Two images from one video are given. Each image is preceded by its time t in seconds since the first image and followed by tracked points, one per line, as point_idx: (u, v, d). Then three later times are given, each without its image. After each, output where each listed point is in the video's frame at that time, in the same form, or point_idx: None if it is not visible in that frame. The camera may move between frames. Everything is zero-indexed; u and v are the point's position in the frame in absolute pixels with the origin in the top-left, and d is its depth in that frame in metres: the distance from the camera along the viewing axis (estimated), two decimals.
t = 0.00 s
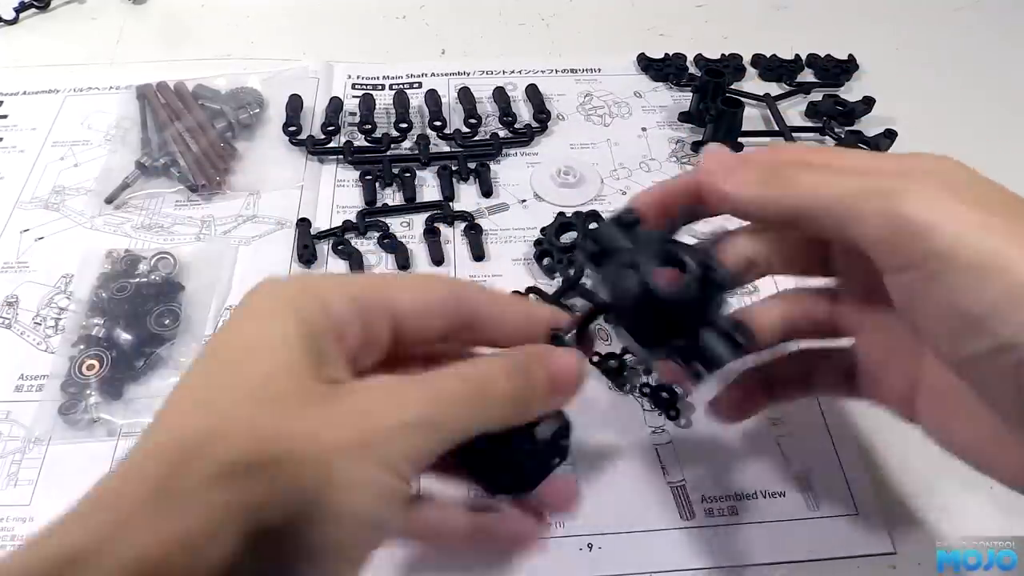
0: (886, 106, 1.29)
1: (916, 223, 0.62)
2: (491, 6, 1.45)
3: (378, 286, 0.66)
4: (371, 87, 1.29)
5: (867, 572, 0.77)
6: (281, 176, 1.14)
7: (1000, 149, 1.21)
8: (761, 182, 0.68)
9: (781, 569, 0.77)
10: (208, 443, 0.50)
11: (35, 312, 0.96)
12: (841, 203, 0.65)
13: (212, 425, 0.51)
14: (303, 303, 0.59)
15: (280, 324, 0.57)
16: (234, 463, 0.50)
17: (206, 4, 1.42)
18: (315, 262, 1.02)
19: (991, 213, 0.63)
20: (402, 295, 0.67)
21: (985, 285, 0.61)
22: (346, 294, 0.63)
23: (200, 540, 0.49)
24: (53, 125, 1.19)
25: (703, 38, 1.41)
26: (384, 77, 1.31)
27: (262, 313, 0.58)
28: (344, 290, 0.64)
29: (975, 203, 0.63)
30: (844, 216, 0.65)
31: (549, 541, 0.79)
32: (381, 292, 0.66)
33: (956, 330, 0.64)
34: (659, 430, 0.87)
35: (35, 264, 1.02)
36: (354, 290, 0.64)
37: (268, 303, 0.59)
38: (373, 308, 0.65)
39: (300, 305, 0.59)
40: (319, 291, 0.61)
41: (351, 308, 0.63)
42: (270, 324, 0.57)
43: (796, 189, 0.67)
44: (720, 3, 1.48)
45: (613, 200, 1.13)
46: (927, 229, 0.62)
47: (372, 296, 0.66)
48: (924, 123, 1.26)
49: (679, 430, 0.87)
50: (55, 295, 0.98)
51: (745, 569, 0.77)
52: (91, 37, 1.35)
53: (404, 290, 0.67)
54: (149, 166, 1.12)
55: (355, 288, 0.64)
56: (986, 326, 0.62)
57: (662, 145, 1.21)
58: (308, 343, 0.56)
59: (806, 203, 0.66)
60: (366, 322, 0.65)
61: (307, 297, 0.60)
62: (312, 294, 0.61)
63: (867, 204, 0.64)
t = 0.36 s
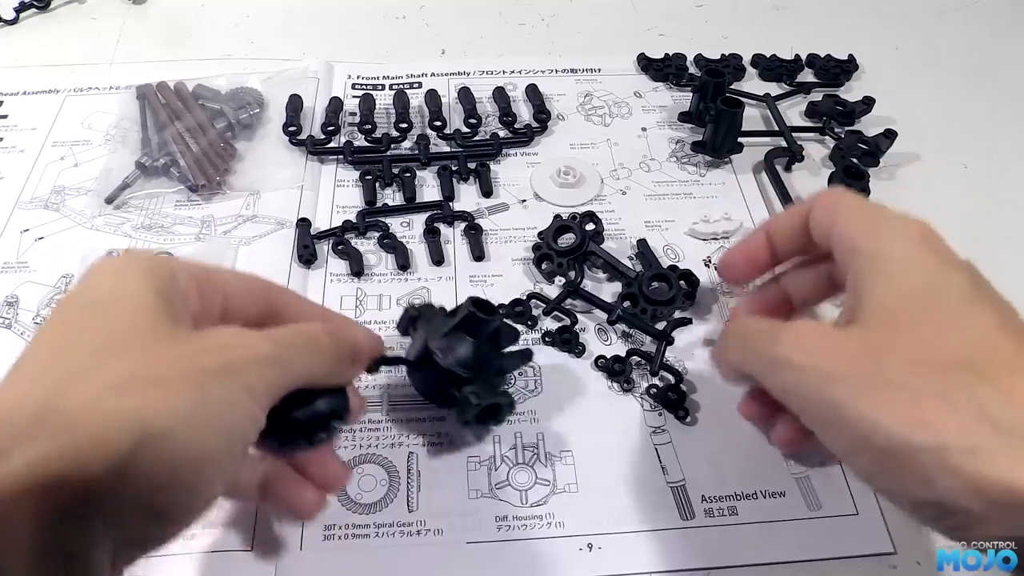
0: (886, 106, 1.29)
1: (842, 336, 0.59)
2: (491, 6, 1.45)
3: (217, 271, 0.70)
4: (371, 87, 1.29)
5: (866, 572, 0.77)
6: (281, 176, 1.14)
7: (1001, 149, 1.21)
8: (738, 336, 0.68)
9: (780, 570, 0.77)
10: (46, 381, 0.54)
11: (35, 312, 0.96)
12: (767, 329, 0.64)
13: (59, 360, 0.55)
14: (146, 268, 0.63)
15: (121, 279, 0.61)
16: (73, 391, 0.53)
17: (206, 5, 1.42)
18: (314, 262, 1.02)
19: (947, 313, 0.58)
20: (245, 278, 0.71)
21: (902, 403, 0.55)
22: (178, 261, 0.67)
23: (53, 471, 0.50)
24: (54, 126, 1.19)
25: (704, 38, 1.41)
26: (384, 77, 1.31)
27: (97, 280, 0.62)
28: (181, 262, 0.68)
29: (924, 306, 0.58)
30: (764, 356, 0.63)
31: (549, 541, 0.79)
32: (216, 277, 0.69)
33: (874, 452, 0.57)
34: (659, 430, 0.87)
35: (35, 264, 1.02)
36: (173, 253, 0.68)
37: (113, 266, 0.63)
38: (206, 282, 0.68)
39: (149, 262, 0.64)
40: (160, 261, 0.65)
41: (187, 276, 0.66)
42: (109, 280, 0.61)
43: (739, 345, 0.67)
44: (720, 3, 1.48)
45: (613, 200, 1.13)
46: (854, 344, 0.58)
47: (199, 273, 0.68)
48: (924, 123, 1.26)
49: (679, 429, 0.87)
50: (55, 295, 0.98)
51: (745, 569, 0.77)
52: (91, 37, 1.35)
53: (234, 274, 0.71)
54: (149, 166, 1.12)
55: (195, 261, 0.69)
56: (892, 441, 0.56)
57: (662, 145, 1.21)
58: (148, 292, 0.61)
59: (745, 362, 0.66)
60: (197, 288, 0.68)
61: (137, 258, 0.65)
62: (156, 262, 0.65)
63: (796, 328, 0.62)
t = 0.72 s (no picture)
0: (886, 106, 1.29)
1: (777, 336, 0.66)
2: (491, 6, 1.45)
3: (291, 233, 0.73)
4: (371, 87, 1.29)
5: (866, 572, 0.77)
6: (281, 176, 1.14)
7: (1001, 150, 1.21)
8: (650, 356, 0.75)
9: (780, 570, 0.77)
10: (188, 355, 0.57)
11: (35, 312, 0.96)
12: (717, 346, 0.69)
13: (187, 334, 0.58)
14: (239, 237, 0.66)
15: (219, 250, 0.64)
16: (204, 381, 0.57)
17: (206, 5, 1.42)
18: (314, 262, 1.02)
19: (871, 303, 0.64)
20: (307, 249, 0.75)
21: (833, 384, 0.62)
22: (261, 223, 0.69)
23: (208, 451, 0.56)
24: (54, 126, 1.19)
25: (704, 38, 1.41)
26: (384, 77, 1.31)
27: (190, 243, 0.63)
28: (259, 220, 0.69)
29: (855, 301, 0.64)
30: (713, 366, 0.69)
31: (549, 541, 0.79)
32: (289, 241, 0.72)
33: (811, 425, 0.64)
34: (659, 430, 0.87)
35: (35, 264, 1.02)
36: (251, 210, 0.69)
37: (212, 234, 0.64)
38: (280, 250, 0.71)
39: (241, 231, 0.67)
40: (249, 227, 0.68)
41: (268, 244, 0.70)
42: (207, 247, 0.63)
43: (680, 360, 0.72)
44: (720, 4, 1.48)
45: (613, 200, 1.13)
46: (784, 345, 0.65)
47: (278, 239, 0.71)
48: (924, 123, 1.26)
49: (680, 429, 0.87)
50: (55, 295, 0.98)
51: (745, 569, 0.77)
52: (91, 37, 1.35)
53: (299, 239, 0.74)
54: (149, 166, 1.12)
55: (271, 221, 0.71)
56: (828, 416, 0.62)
57: (662, 145, 1.21)
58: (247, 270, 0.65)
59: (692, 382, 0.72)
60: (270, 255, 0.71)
61: (225, 217, 0.66)
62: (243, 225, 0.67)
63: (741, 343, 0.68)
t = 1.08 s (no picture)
0: (886, 106, 1.29)
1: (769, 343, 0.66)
2: (491, 6, 1.45)
3: (308, 251, 0.72)
4: (371, 87, 1.29)
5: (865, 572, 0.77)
6: (281, 176, 1.14)
7: (1001, 150, 1.21)
8: (644, 355, 0.77)
9: (779, 570, 0.77)
10: (228, 409, 0.57)
11: (35, 312, 0.96)
12: (710, 347, 0.70)
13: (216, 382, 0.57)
14: (262, 270, 0.66)
15: (247, 289, 0.63)
16: (236, 433, 0.57)
17: (206, 5, 1.42)
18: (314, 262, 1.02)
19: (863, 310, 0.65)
20: (323, 262, 0.74)
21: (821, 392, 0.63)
22: (282, 248, 0.69)
23: (253, 510, 0.58)
24: (54, 126, 1.19)
25: (704, 38, 1.41)
26: (384, 77, 1.31)
27: (217, 281, 0.62)
28: (279, 245, 0.69)
29: (846, 307, 0.65)
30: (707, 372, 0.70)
31: (548, 541, 0.79)
32: (306, 260, 0.72)
33: (797, 435, 0.65)
34: (659, 430, 0.87)
35: (35, 264, 1.02)
36: (271, 233, 0.69)
37: (240, 271, 0.64)
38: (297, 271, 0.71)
39: (264, 263, 0.66)
40: (271, 256, 0.67)
41: (288, 267, 0.69)
42: (236, 286, 0.63)
43: (673, 358, 0.73)
44: (720, 4, 1.48)
45: (613, 200, 1.13)
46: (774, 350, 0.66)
47: (297, 261, 0.71)
48: (924, 123, 1.26)
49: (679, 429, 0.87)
50: (55, 295, 0.98)
51: (746, 569, 0.77)
52: (91, 37, 1.35)
53: (315, 254, 0.74)
54: (149, 166, 1.12)
55: (290, 242, 0.71)
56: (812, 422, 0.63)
57: (662, 145, 1.21)
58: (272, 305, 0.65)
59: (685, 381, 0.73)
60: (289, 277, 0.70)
61: (247, 249, 0.66)
62: (266, 256, 0.67)
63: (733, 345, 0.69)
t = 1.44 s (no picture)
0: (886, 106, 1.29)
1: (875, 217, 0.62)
2: (491, 6, 1.45)
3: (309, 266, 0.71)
4: (371, 87, 1.29)
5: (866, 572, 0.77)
6: (281, 176, 1.14)
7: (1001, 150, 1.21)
8: (771, 223, 0.69)
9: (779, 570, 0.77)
10: (229, 435, 0.56)
11: (35, 312, 0.96)
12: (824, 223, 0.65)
13: (217, 408, 0.56)
14: (264, 290, 0.64)
15: (247, 310, 0.62)
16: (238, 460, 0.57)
17: (206, 5, 1.42)
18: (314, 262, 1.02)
19: (985, 181, 0.59)
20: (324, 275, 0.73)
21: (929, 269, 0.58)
22: (285, 265, 0.68)
23: (256, 534, 0.58)
24: (53, 126, 1.19)
25: (704, 38, 1.41)
26: (384, 77, 1.31)
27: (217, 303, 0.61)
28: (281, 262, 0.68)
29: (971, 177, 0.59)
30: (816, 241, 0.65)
31: (548, 541, 0.79)
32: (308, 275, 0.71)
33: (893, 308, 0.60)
34: (659, 430, 0.87)
35: (35, 264, 1.02)
36: (273, 248, 0.67)
37: (242, 291, 0.62)
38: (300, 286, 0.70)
39: (266, 280, 0.65)
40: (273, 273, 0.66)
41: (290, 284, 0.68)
42: (237, 307, 0.61)
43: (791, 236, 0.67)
44: (720, 4, 1.48)
45: (613, 200, 1.13)
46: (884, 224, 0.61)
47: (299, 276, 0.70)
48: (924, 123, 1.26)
49: (680, 429, 0.88)
50: (55, 295, 0.98)
51: (746, 569, 0.77)
52: (91, 37, 1.35)
53: (317, 268, 0.73)
54: (149, 166, 1.12)
55: (290, 256, 0.69)
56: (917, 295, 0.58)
57: (662, 145, 1.21)
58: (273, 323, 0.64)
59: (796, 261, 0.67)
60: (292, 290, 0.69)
61: (247, 267, 0.64)
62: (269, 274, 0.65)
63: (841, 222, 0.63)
